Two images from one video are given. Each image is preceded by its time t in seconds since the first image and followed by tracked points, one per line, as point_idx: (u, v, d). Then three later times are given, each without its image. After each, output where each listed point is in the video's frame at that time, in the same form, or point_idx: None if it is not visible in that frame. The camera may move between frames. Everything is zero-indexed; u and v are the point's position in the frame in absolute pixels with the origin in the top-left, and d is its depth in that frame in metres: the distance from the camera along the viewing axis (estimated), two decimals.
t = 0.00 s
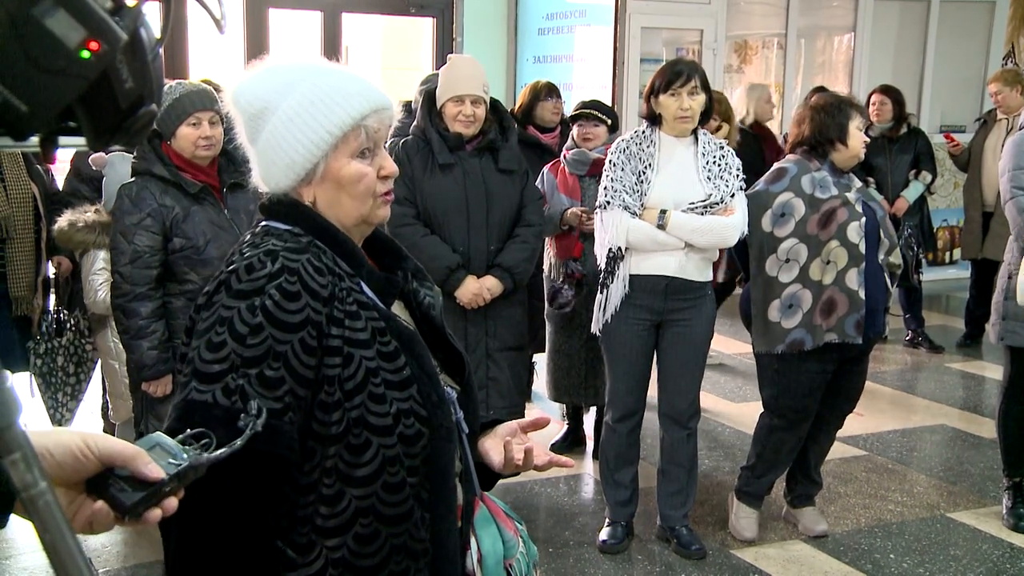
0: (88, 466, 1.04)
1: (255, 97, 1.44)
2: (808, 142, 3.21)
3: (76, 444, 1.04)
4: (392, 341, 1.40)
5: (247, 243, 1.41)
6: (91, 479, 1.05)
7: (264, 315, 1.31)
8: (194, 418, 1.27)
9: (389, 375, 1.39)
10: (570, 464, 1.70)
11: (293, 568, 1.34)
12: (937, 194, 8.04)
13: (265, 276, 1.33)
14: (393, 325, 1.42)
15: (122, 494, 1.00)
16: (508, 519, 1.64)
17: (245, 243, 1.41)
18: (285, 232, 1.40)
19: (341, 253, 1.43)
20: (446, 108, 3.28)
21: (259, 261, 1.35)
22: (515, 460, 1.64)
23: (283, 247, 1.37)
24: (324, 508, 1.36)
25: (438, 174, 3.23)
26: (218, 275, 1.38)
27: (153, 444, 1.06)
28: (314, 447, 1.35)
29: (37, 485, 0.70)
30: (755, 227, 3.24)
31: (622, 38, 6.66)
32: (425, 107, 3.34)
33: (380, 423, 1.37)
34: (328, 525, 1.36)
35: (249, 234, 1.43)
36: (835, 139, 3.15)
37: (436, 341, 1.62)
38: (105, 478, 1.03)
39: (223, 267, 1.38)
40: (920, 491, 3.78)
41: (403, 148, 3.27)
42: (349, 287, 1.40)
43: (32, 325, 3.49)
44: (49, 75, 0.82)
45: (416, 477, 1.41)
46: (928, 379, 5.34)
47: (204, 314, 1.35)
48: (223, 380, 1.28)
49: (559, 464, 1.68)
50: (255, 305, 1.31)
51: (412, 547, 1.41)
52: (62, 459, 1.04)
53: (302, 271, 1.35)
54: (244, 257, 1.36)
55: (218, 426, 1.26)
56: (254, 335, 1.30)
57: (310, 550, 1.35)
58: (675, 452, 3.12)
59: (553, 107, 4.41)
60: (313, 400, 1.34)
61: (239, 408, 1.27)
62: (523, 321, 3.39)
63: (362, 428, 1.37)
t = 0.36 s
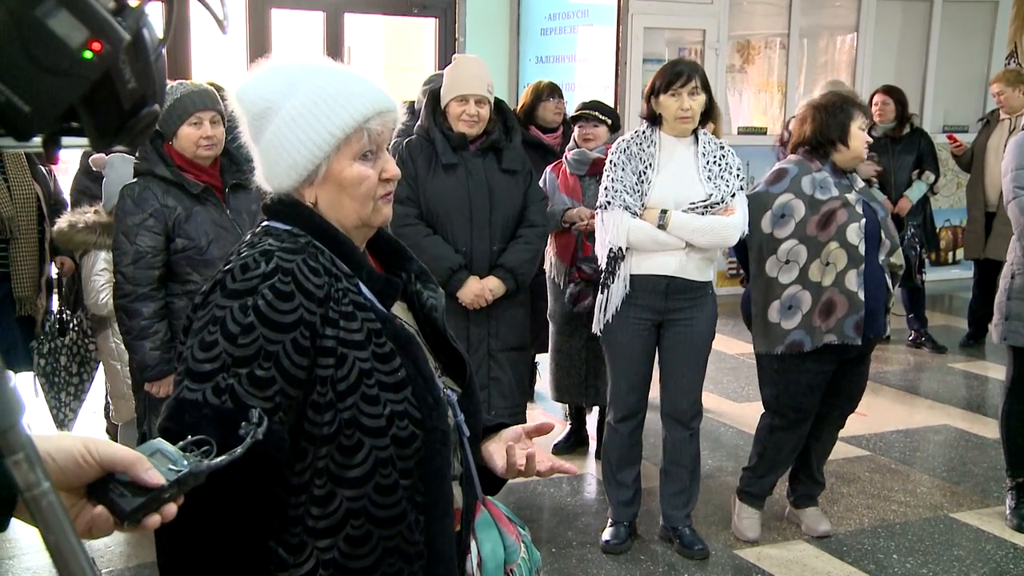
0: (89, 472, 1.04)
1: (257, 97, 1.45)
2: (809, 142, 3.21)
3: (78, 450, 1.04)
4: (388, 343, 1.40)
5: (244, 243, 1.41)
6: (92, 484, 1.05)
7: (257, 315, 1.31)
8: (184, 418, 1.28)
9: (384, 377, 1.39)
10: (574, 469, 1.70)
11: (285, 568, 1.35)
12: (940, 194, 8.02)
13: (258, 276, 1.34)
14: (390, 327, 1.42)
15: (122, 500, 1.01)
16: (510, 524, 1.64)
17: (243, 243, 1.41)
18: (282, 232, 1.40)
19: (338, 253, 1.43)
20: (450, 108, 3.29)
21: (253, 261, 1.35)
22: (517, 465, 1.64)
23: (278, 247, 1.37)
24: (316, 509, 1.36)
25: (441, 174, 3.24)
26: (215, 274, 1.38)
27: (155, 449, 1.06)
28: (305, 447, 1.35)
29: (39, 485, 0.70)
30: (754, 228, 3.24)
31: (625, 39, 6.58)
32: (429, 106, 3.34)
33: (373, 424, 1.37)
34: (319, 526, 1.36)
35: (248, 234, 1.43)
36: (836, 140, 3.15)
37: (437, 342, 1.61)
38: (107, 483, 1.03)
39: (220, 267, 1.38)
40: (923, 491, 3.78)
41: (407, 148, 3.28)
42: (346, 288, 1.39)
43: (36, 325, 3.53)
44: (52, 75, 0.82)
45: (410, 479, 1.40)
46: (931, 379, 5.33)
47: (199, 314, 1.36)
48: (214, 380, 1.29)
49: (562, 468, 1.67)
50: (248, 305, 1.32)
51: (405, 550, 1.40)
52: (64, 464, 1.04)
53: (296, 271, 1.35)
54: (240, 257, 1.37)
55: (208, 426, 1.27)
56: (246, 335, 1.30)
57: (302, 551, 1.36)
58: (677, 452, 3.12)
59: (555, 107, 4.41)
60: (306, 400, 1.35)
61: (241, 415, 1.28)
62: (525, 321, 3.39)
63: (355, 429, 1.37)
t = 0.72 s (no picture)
0: (94, 469, 1.04)
1: (262, 96, 1.45)
2: (808, 141, 3.21)
3: (82, 446, 1.04)
4: (390, 343, 1.40)
5: (246, 242, 1.41)
6: (96, 480, 1.05)
7: (260, 315, 1.31)
8: (187, 418, 1.28)
9: (386, 378, 1.39)
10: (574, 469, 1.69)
11: (286, 569, 1.35)
12: (942, 194, 8.02)
13: (261, 276, 1.34)
14: (392, 328, 1.42)
15: (125, 498, 1.01)
16: (511, 525, 1.64)
17: (245, 242, 1.41)
18: (285, 231, 1.40)
19: (340, 254, 1.44)
20: (454, 108, 3.29)
21: (256, 260, 1.35)
22: (518, 466, 1.64)
23: (281, 247, 1.37)
24: (317, 510, 1.36)
25: (442, 173, 3.23)
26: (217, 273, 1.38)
27: (161, 447, 1.06)
28: (307, 448, 1.35)
29: (40, 485, 0.70)
30: (751, 228, 3.24)
31: (626, 38, 6.65)
32: (430, 106, 3.34)
33: (375, 425, 1.38)
34: (321, 526, 1.36)
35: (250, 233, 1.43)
36: (834, 140, 3.15)
37: (439, 343, 1.61)
38: (110, 480, 1.03)
39: (221, 266, 1.38)
40: (924, 490, 3.78)
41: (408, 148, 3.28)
42: (348, 288, 1.40)
43: (36, 325, 3.59)
44: (53, 75, 0.82)
45: (411, 480, 1.41)
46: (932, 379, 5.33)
47: (201, 313, 1.35)
48: (216, 380, 1.29)
49: (562, 469, 1.67)
50: (250, 304, 1.31)
51: (406, 551, 1.41)
52: (68, 460, 1.04)
53: (299, 271, 1.35)
54: (242, 256, 1.36)
55: (210, 425, 1.27)
56: (248, 335, 1.30)
57: (303, 552, 1.36)
58: (677, 452, 3.12)
59: (556, 107, 4.41)
60: (308, 401, 1.35)
61: (250, 415, 1.28)
62: (525, 320, 3.39)
63: (357, 430, 1.37)
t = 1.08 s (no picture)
0: (107, 465, 1.04)
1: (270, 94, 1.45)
2: (804, 141, 3.21)
3: (97, 442, 1.04)
4: (398, 343, 1.41)
5: (253, 241, 1.41)
6: (111, 476, 1.05)
7: (270, 315, 1.31)
8: (197, 418, 1.27)
9: (395, 378, 1.39)
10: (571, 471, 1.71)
11: (294, 570, 1.35)
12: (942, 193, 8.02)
13: (271, 275, 1.33)
14: (400, 328, 1.42)
15: (136, 497, 1.00)
16: (512, 524, 1.65)
17: (253, 241, 1.41)
18: (292, 231, 1.40)
19: (348, 253, 1.44)
20: (453, 109, 3.29)
21: (265, 260, 1.35)
22: (520, 469, 1.65)
23: (290, 247, 1.37)
24: (327, 510, 1.37)
25: (441, 173, 3.23)
26: (224, 273, 1.38)
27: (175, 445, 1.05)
28: (317, 448, 1.35)
29: (40, 485, 0.70)
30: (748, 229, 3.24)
31: (627, 39, 6.69)
32: (429, 106, 3.35)
33: (385, 426, 1.38)
34: (330, 527, 1.37)
35: (256, 232, 1.43)
36: (830, 139, 3.15)
37: (443, 342, 1.62)
38: (123, 477, 1.03)
39: (229, 265, 1.38)
40: (925, 490, 3.77)
41: (408, 148, 3.28)
42: (356, 288, 1.40)
43: (36, 325, 3.60)
44: (51, 75, 0.82)
45: (420, 480, 1.41)
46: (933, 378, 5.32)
47: (209, 312, 1.35)
48: (227, 380, 1.29)
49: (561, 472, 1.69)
50: (261, 304, 1.31)
51: (415, 551, 1.41)
52: (83, 456, 1.04)
53: (308, 271, 1.35)
54: (251, 256, 1.36)
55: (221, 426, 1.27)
56: (259, 334, 1.30)
57: (312, 552, 1.36)
58: (677, 451, 3.12)
59: (548, 107, 4.40)
60: (318, 401, 1.35)
61: (262, 415, 1.28)
62: (526, 319, 3.39)
63: (367, 431, 1.38)
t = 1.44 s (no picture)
0: (113, 467, 1.05)
1: (271, 96, 1.44)
2: (801, 140, 3.20)
3: (105, 445, 1.05)
4: (398, 343, 1.41)
5: (251, 245, 1.41)
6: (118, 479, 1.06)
7: (269, 319, 1.31)
8: (200, 424, 1.27)
9: (396, 378, 1.39)
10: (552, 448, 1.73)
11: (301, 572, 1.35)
12: (942, 193, 8.01)
13: (269, 279, 1.33)
14: (400, 327, 1.42)
15: (147, 502, 1.00)
16: (515, 520, 1.65)
17: (251, 244, 1.41)
18: (289, 234, 1.40)
19: (346, 254, 1.44)
20: (450, 109, 3.30)
21: (263, 263, 1.35)
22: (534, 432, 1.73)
23: (287, 250, 1.37)
24: (331, 512, 1.36)
25: (439, 173, 3.23)
26: (222, 278, 1.38)
27: (187, 449, 1.05)
28: (320, 451, 1.35)
29: (41, 484, 0.70)
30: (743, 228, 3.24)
31: (627, 38, 6.69)
32: (427, 105, 3.35)
33: (387, 426, 1.38)
34: (336, 529, 1.37)
35: (254, 235, 1.43)
36: (826, 139, 3.14)
37: (441, 341, 1.62)
38: (129, 480, 1.04)
39: (227, 270, 1.38)
40: (925, 490, 3.77)
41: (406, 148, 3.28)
42: (355, 289, 1.40)
43: (37, 325, 3.63)
44: (52, 75, 0.82)
45: (424, 479, 1.41)
46: (933, 378, 5.32)
47: (208, 318, 1.35)
48: (228, 386, 1.29)
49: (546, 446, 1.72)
50: (259, 308, 1.31)
51: (421, 550, 1.41)
52: (91, 457, 1.05)
53: (306, 274, 1.35)
54: (248, 260, 1.36)
55: (223, 432, 1.26)
56: (259, 339, 1.30)
57: (318, 555, 1.36)
58: (677, 452, 3.13)
59: (546, 106, 4.39)
60: (319, 404, 1.35)
61: (268, 420, 1.27)
62: (525, 318, 3.39)
63: (369, 432, 1.38)
